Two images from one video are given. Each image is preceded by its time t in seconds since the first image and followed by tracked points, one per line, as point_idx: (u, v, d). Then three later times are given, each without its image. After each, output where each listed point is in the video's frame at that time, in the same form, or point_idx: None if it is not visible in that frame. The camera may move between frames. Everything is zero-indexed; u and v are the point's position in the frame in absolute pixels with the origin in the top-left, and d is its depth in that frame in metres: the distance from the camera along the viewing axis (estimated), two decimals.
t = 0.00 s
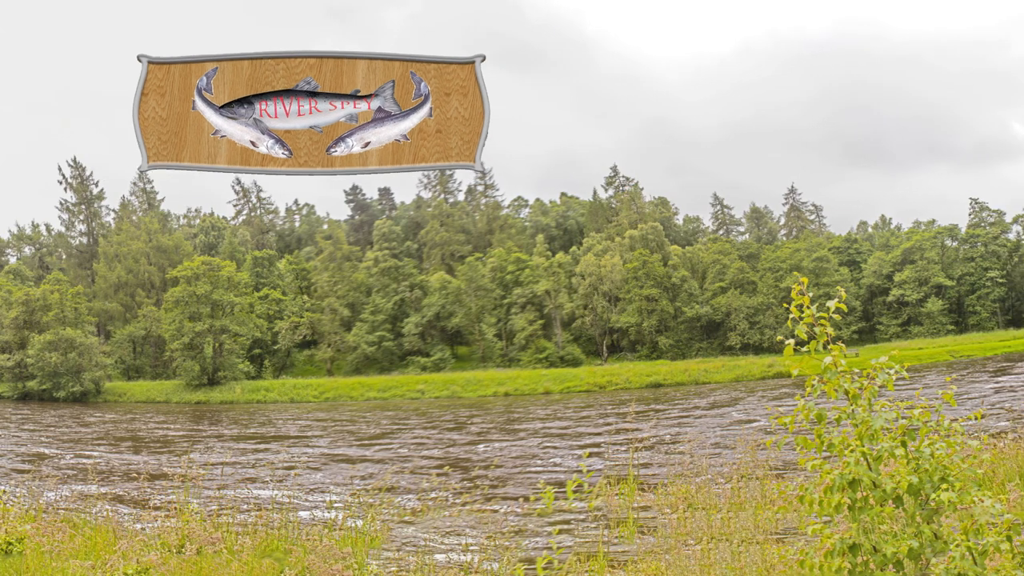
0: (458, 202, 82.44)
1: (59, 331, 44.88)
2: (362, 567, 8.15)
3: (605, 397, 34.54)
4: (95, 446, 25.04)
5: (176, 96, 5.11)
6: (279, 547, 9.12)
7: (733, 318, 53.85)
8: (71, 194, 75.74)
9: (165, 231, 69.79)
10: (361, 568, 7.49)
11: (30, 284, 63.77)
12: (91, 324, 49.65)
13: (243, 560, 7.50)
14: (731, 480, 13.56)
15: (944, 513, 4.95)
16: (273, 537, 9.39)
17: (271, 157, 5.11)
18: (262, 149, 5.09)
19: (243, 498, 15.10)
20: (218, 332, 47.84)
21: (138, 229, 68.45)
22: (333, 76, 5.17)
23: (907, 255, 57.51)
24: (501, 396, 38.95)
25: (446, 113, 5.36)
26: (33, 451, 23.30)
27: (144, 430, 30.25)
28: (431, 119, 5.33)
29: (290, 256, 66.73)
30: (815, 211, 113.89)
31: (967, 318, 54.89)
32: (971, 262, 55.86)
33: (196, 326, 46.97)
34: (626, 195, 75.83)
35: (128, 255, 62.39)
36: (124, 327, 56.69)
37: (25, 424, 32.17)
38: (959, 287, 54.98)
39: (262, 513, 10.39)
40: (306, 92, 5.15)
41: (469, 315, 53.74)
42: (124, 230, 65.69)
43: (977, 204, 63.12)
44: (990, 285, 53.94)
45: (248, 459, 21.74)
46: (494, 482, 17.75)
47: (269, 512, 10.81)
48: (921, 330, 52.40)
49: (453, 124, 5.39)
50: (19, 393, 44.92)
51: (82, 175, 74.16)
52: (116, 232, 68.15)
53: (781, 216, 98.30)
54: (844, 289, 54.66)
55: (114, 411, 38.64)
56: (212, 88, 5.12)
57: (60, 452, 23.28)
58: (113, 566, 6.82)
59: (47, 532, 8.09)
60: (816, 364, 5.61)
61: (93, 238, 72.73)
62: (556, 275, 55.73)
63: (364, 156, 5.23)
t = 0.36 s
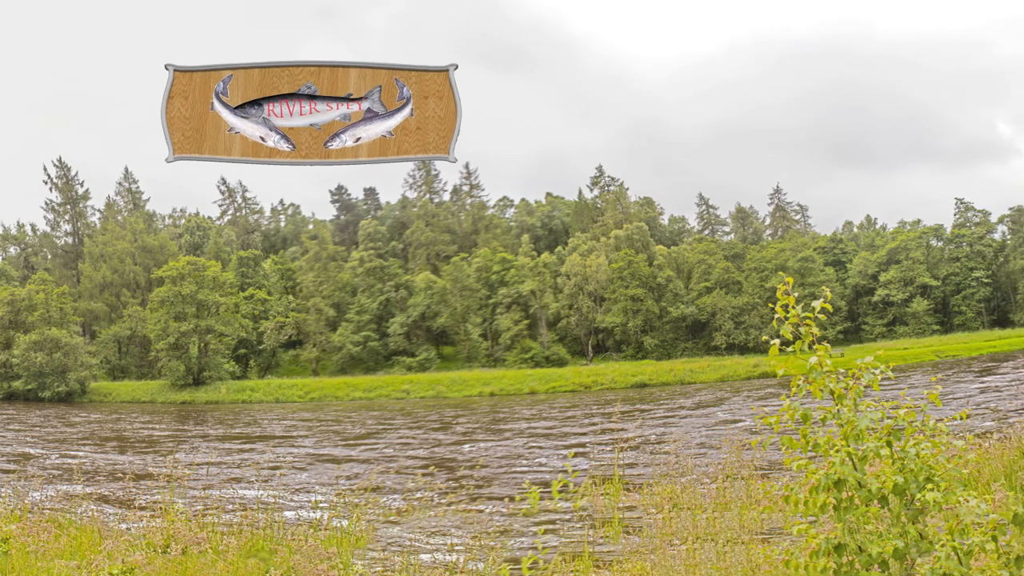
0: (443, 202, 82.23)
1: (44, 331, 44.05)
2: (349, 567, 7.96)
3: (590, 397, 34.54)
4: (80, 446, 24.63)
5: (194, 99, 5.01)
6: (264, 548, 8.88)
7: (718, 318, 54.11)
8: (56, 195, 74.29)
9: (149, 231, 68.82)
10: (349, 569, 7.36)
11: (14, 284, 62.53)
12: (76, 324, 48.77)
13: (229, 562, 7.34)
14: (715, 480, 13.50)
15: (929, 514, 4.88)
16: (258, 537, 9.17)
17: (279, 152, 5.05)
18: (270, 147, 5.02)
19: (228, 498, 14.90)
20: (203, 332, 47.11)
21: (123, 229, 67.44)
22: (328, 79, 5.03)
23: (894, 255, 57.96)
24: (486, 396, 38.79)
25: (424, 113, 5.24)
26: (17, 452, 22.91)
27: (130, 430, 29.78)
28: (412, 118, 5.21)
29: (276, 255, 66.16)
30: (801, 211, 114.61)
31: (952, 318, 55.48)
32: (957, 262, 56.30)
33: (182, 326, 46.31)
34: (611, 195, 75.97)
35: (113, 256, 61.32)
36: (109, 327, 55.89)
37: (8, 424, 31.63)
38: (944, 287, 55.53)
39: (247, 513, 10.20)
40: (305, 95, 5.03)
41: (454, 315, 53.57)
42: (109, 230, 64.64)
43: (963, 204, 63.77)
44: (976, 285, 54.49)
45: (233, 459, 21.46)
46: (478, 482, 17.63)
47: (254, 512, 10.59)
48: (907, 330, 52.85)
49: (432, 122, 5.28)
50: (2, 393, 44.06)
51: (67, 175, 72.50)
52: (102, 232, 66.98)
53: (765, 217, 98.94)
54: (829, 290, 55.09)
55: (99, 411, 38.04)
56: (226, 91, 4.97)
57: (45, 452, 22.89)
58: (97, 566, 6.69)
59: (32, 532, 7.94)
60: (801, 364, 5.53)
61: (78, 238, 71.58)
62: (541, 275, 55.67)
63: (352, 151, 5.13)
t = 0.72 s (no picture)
0: (429, 202, 81.96)
1: (29, 330, 43.28)
2: (336, 568, 7.79)
3: (575, 397, 34.50)
4: (65, 446, 24.22)
5: (217, 102, 5.03)
6: (249, 547, 8.68)
7: (704, 318, 54.32)
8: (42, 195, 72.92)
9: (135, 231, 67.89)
10: (336, 569, 7.21)
11: None
12: (62, 324, 48.00)
13: (214, 561, 7.21)
14: (701, 480, 13.43)
15: (915, 514, 4.81)
16: (244, 537, 8.96)
17: (285, 147, 5.05)
18: (278, 142, 5.03)
19: (214, 499, 14.63)
20: (189, 333, 46.61)
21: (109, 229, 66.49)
22: (323, 85, 4.98)
23: (879, 255, 58.52)
24: (471, 396, 38.64)
25: (403, 114, 5.21)
26: None
27: (115, 430, 29.35)
28: (393, 119, 5.18)
29: (262, 255, 65.62)
30: (785, 211, 115.38)
31: (937, 318, 56.03)
32: (943, 262, 56.82)
33: (167, 326, 45.66)
34: (597, 195, 76.02)
35: (99, 255, 60.31)
36: (94, 327, 55.12)
37: None
38: (930, 287, 56.11)
39: (233, 513, 9.98)
40: (306, 97, 4.99)
41: (440, 316, 53.35)
42: (94, 230, 63.67)
43: (947, 204, 64.44)
44: (962, 285, 55.05)
45: (218, 459, 21.15)
46: (464, 482, 17.48)
47: (240, 512, 10.37)
48: (892, 330, 53.36)
49: (412, 120, 5.24)
50: None
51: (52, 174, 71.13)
52: (87, 232, 65.95)
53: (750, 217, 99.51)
54: (814, 290, 55.51)
55: (84, 411, 37.53)
56: (241, 94, 5.01)
57: (28, 452, 22.48)
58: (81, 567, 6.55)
59: (14, 532, 7.77)
60: (787, 365, 5.46)
61: (64, 239, 70.50)
62: (526, 275, 55.54)
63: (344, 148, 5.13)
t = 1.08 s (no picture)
0: (414, 202, 81.66)
1: (13, 330, 42.48)
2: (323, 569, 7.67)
3: (561, 397, 34.47)
4: (50, 446, 23.84)
5: (239, 105, 6.01)
6: (234, 547, 8.54)
7: (689, 318, 54.48)
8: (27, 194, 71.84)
9: (119, 231, 66.94)
10: (323, 569, 7.09)
11: None
12: (47, 324, 47.28)
13: (199, 561, 7.10)
14: (686, 480, 13.34)
15: (900, 514, 4.72)
16: (229, 537, 8.75)
17: (290, 140, 6.02)
18: (285, 136, 6.01)
19: (199, 498, 14.39)
20: (174, 333, 45.92)
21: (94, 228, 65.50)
22: (320, 91, 5.94)
23: (865, 255, 59.00)
24: (457, 396, 38.49)
25: (382, 113, 6.16)
26: None
27: (101, 430, 28.91)
28: (374, 117, 6.14)
29: (247, 255, 64.99)
30: (769, 211, 116.05)
31: (922, 318, 56.57)
32: (928, 262, 57.35)
33: (153, 326, 44.99)
34: (583, 195, 76.04)
35: (84, 255, 59.41)
36: (79, 327, 54.35)
37: None
38: (915, 287, 56.68)
39: (218, 512, 9.75)
40: (307, 101, 5.94)
41: (425, 315, 53.09)
42: (79, 230, 62.66)
43: (932, 204, 65.05)
44: (946, 285, 55.61)
45: (204, 459, 20.85)
46: (449, 482, 17.34)
47: (226, 511, 10.15)
48: (877, 330, 53.79)
49: (391, 119, 6.17)
50: None
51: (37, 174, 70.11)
52: (72, 232, 64.85)
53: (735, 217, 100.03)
54: (799, 289, 55.89)
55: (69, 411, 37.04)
56: (259, 98, 6.01)
57: (12, 452, 22.11)
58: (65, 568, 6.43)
59: None
60: (774, 366, 5.39)
61: (49, 239, 69.49)
62: (512, 276, 55.34)
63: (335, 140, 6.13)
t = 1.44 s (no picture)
0: (400, 202, 81.31)
1: None
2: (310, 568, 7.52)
3: (546, 397, 34.40)
4: (35, 446, 23.43)
5: (260, 109, 7.24)
6: (219, 547, 8.37)
7: (675, 318, 54.69)
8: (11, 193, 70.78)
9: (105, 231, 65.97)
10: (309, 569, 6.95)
11: None
12: (33, 324, 46.57)
13: (186, 561, 6.96)
14: (671, 480, 13.27)
15: (885, 514, 4.64)
16: (214, 537, 8.58)
17: (294, 131, 7.06)
18: (290, 129, 7.08)
19: (184, 498, 14.12)
20: (160, 332, 45.24)
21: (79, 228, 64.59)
22: (319, 96, 7.15)
23: (850, 255, 59.58)
24: (442, 396, 38.30)
25: (367, 113, 7.24)
26: None
27: (87, 429, 28.43)
28: (355, 117, 7.18)
29: (233, 256, 64.35)
30: (754, 211, 116.72)
31: (907, 318, 57.15)
32: (914, 261, 57.99)
33: (138, 326, 44.33)
34: (568, 195, 76.07)
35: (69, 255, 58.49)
36: (65, 327, 53.54)
37: None
38: (900, 287, 57.23)
39: (203, 512, 9.55)
40: (308, 104, 7.13)
41: (410, 316, 52.84)
42: (64, 230, 61.70)
43: (918, 205, 65.70)
44: (932, 285, 56.15)
45: (190, 459, 20.52)
46: (435, 482, 17.18)
47: (212, 511, 9.94)
48: (862, 330, 54.21)
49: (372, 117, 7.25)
50: None
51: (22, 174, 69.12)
52: (58, 232, 63.95)
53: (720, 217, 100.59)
54: (784, 289, 56.29)
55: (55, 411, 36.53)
56: (274, 103, 7.19)
57: None
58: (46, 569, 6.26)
59: None
60: (758, 366, 5.32)
61: (35, 239, 68.47)
62: (497, 275, 55.16)
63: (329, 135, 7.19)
